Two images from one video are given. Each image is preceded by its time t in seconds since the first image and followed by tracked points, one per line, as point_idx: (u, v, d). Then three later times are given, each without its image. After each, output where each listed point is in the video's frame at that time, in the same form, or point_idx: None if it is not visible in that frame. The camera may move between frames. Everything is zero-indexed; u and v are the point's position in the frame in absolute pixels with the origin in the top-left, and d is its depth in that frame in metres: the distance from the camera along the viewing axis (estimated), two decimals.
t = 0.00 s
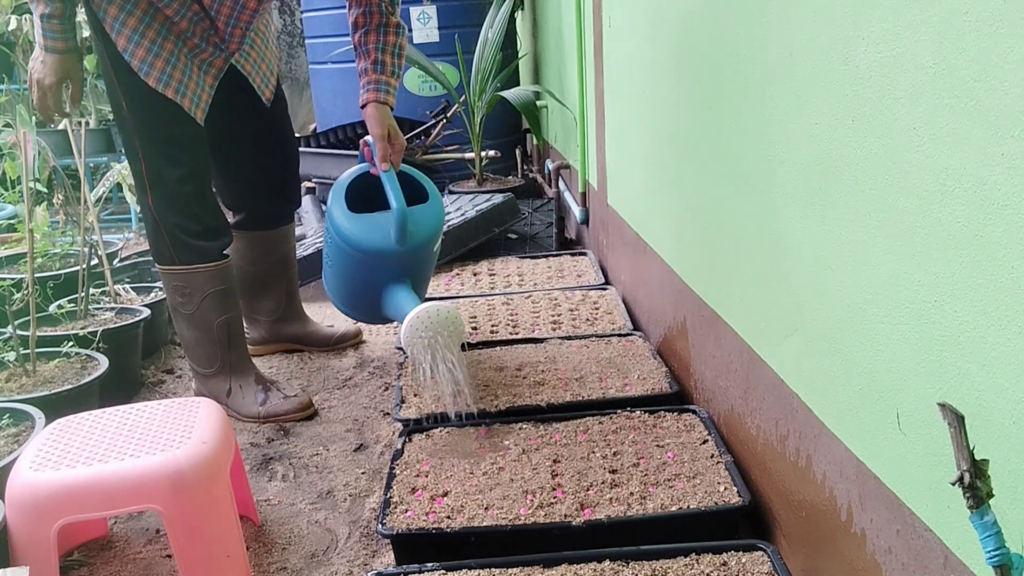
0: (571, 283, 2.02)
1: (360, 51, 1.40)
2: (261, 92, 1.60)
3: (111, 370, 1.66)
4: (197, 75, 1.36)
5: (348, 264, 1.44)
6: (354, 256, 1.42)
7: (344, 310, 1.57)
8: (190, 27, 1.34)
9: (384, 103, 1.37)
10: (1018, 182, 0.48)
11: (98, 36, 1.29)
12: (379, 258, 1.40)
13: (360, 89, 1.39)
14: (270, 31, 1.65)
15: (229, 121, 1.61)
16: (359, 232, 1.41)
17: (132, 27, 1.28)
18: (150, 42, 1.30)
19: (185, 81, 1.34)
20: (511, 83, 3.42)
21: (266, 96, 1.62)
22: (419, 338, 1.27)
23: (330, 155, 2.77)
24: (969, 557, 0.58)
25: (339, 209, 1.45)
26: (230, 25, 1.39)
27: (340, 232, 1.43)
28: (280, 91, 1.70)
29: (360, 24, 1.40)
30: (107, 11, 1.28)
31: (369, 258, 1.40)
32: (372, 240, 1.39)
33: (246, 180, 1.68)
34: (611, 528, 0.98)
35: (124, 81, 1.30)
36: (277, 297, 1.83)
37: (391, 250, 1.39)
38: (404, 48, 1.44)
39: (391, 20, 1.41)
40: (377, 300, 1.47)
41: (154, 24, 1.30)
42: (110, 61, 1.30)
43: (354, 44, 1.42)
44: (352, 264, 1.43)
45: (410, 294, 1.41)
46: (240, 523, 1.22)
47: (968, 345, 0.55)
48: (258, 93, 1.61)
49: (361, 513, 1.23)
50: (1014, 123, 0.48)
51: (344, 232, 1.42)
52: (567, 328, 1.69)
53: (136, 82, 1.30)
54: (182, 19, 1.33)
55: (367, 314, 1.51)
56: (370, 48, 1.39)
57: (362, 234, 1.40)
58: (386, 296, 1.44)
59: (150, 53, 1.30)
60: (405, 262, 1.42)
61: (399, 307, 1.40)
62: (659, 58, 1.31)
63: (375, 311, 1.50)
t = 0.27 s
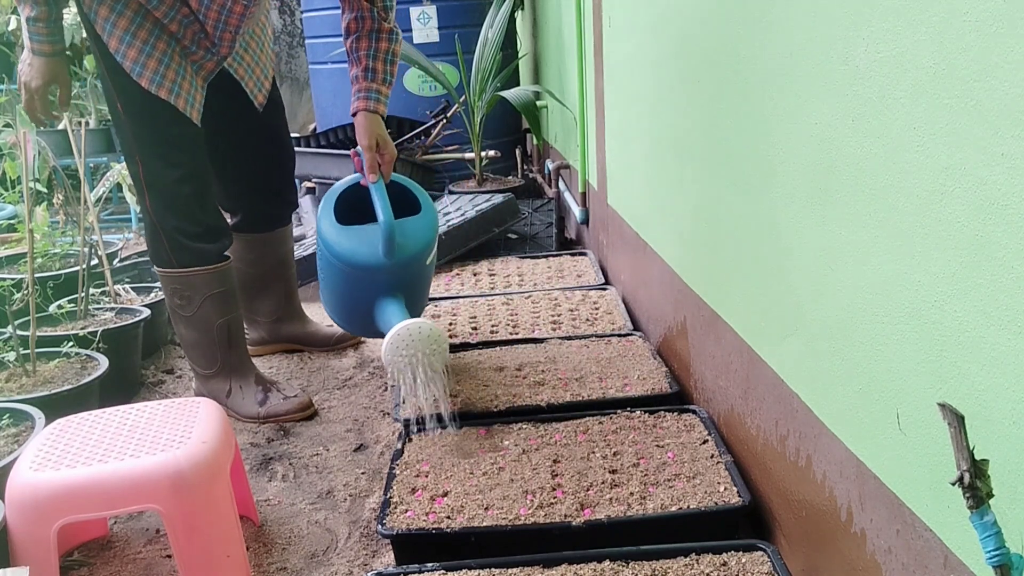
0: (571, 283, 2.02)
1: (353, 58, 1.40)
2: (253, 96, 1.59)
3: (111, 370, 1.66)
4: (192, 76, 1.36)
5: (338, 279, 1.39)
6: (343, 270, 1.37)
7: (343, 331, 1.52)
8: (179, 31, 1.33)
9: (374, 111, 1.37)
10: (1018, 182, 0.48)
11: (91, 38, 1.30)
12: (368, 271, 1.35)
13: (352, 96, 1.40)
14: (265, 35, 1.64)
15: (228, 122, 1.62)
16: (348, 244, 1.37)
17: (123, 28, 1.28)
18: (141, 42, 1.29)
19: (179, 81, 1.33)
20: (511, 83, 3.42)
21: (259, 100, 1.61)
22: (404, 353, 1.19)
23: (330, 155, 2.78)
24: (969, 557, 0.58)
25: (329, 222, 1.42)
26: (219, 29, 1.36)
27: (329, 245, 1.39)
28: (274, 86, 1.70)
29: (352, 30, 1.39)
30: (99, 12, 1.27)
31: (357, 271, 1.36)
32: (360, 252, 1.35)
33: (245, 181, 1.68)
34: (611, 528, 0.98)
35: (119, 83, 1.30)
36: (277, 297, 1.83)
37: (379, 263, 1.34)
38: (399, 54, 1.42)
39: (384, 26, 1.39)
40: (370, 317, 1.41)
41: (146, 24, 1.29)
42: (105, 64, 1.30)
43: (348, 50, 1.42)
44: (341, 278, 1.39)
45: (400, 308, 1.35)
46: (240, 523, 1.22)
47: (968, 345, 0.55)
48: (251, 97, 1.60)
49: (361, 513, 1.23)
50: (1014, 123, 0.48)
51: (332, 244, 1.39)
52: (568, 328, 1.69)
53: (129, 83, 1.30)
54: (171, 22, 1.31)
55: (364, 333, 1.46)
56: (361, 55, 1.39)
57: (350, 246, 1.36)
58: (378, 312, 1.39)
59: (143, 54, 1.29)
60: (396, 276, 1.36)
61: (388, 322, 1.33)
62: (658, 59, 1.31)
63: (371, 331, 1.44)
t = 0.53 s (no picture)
0: (571, 283, 2.02)
1: (355, 61, 1.39)
2: (253, 100, 1.58)
3: (111, 370, 1.66)
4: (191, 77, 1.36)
5: (337, 297, 1.33)
6: (341, 287, 1.31)
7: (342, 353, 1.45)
8: (176, 33, 1.33)
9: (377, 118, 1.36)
10: (1017, 182, 0.48)
11: (90, 39, 1.31)
12: (367, 287, 1.29)
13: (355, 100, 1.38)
14: (265, 38, 1.63)
15: (228, 124, 1.62)
16: (347, 259, 1.31)
17: (121, 28, 1.27)
18: (139, 43, 1.29)
19: (179, 81, 1.33)
20: (511, 83, 3.42)
21: (259, 104, 1.60)
22: (388, 371, 1.16)
23: (330, 154, 2.77)
24: (969, 557, 0.58)
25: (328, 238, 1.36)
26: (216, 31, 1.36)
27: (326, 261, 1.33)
28: (275, 86, 1.70)
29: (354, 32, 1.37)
30: (96, 13, 1.27)
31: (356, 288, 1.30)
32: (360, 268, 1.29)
33: (247, 182, 1.69)
34: (611, 528, 0.98)
35: (118, 84, 1.31)
36: (277, 298, 1.83)
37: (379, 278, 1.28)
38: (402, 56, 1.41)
39: (387, 29, 1.38)
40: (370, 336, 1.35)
41: (144, 24, 1.29)
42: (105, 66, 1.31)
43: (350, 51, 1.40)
44: (339, 296, 1.33)
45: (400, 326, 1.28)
46: (240, 523, 1.22)
47: (968, 345, 0.55)
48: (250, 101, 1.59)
49: (360, 513, 1.23)
50: (1014, 123, 0.48)
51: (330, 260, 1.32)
52: (568, 327, 1.69)
53: (127, 83, 1.30)
54: (168, 24, 1.31)
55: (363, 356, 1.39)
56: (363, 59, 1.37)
57: (349, 261, 1.30)
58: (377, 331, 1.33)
59: (141, 54, 1.29)
60: (398, 292, 1.30)
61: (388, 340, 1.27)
62: (658, 59, 1.31)
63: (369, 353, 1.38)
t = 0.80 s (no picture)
0: (571, 283, 2.02)
1: (372, 58, 1.36)
2: (255, 102, 1.58)
3: (111, 370, 1.66)
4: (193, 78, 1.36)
5: (358, 305, 1.22)
6: (363, 291, 1.20)
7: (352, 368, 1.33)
8: (178, 34, 1.33)
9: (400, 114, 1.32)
10: (1018, 182, 0.48)
11: (93, 40, 1.31)
12: (392, 294, 1.18)
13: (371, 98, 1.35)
14: (267, 40, 1.63)
15: (229, 126, 1.62)
16: (371, 262, 1.19)
17: (122, 29, 1.28)
18: (142, 43, 1.29)
19: (182, 81, 1.33)
20: (511, 83, 3.42)
21: (261, 106, 1.60)
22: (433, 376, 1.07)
23: (330, 155, 2.78)
24: (969, 557, 0.58)
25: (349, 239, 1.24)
26: (218, 33, 1.36)
27: (347, 263, 1.22)
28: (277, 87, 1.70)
29: (369, 26, 1.36)
30: (98, 13, 1.27)
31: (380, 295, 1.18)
32: (386, 272, 1.18)
33: (249, 184, 1.69)
34: (611, 528, 0.98)
35: (120, 84, 1.31)
36: (278, 298, 1.83)
37: (406, 285, 1.17)
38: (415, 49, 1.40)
39: (401, 23, 1.36)
40: (388, 348, 1.23)
41: (146, 24, 1.29)
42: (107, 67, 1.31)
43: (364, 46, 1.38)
44: (358, 301, 1.22)
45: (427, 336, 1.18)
46: (240, 523, 1.22)
47: (968, 345, 0.55)
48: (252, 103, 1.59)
49: (360, 513, 1.23)
50: (1014, 123, 0.48)
51: (351, 261, 1.21)
52: (568, 328, 1.69)
53: (129, 83, 1.30)
54: (170, 25, 1.31)
55: (377, 371, 1.28)
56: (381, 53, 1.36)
57: (372, 264, 1.19)
58: (399, 342, 1.21)
59: (143, 54, 1.29)
60: (426, 300, 1.20)
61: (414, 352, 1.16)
62: (658, 59, 1.31)
63: (386, 367, 1.26)
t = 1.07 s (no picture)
0: (571, 283, 2.02)
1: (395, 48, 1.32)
2: (253, 102, 1.58)
3: (111, 370, 1.66)
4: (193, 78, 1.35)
5: (409, 302, 1.10)
6: (417, 289, 1.09)
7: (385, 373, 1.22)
8: (177, 34, 1.33)
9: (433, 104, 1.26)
10: (1017, 183, 0.48)
11: (91, 41, 1.31)
12: (453, 290, 1.08)
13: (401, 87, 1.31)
14: (265, 40, 1.63)
15: (228, 126, 1.62)
16: (426, 253, 1.08)
17: (121, 29, 1.28)
18: (140, 43, 1.29)
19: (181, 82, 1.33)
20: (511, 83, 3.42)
21: (260, 106, 1.60)
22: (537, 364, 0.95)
23: (330, 154, 2.78)
24: (969, 557, 0.58)
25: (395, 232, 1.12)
26: (218, 34, 1.36)
27: (397, 259, 1.10)
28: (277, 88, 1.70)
29: (386, 18, 1.31)
30: (96, 14, 1.27)
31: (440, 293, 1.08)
32: (446, 267, 1.07)
33: (249, 184, 1.69)
34: (611, 528, 0.98)
35: (119, 84, 1.31)
36: (278, 298, 1.83)
37: (469, 280, 1.07)
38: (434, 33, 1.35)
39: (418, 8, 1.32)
40: (440, 350, 1.14)
41: (145, 25, 1.29)
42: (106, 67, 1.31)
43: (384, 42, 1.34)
44: (410, 300, 1.10)
45: (493, 333, 1.08)
46: (240, 523, 1.22)
47: (968, 345, 0.55)
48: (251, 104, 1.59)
49: (360, 513, 1.23)
50: (1014, 123, 0.48)
51: (403, 256, 1.09)
52: (568, 327, 1.69)
53: (129, 84, 1.30)
54: (169, 25, 1.31)
55: (420, 374, 1.18)
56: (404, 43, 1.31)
57: (429, 258, 1.08)
58: (455, 343, 1.12)
59: (142, 54, 1.29)
60: (485, 295, 1.11)
61: (483, 353, 1.06)
62: (658, 59, 1.31)
63: (432, 370, 1.17)
